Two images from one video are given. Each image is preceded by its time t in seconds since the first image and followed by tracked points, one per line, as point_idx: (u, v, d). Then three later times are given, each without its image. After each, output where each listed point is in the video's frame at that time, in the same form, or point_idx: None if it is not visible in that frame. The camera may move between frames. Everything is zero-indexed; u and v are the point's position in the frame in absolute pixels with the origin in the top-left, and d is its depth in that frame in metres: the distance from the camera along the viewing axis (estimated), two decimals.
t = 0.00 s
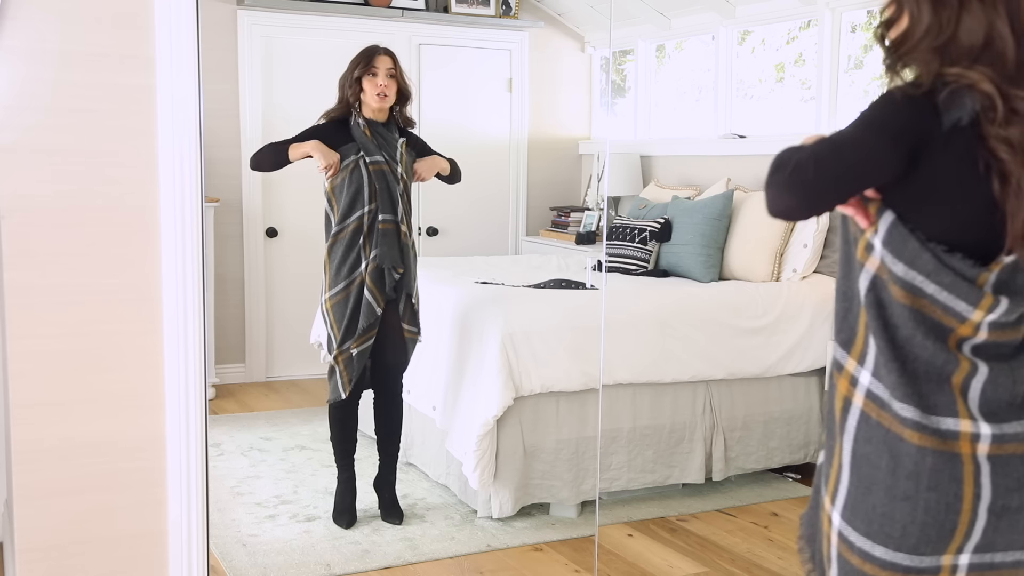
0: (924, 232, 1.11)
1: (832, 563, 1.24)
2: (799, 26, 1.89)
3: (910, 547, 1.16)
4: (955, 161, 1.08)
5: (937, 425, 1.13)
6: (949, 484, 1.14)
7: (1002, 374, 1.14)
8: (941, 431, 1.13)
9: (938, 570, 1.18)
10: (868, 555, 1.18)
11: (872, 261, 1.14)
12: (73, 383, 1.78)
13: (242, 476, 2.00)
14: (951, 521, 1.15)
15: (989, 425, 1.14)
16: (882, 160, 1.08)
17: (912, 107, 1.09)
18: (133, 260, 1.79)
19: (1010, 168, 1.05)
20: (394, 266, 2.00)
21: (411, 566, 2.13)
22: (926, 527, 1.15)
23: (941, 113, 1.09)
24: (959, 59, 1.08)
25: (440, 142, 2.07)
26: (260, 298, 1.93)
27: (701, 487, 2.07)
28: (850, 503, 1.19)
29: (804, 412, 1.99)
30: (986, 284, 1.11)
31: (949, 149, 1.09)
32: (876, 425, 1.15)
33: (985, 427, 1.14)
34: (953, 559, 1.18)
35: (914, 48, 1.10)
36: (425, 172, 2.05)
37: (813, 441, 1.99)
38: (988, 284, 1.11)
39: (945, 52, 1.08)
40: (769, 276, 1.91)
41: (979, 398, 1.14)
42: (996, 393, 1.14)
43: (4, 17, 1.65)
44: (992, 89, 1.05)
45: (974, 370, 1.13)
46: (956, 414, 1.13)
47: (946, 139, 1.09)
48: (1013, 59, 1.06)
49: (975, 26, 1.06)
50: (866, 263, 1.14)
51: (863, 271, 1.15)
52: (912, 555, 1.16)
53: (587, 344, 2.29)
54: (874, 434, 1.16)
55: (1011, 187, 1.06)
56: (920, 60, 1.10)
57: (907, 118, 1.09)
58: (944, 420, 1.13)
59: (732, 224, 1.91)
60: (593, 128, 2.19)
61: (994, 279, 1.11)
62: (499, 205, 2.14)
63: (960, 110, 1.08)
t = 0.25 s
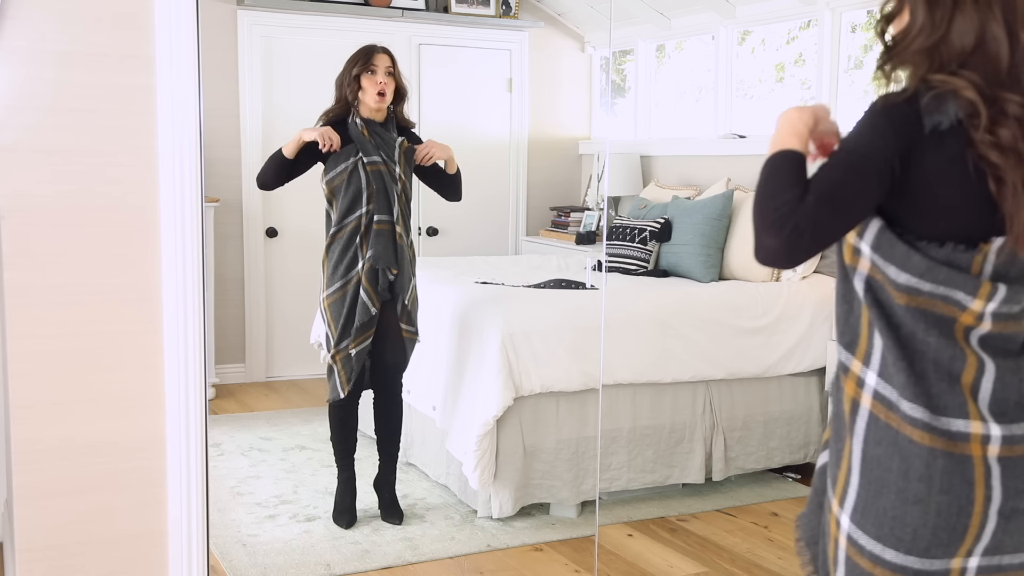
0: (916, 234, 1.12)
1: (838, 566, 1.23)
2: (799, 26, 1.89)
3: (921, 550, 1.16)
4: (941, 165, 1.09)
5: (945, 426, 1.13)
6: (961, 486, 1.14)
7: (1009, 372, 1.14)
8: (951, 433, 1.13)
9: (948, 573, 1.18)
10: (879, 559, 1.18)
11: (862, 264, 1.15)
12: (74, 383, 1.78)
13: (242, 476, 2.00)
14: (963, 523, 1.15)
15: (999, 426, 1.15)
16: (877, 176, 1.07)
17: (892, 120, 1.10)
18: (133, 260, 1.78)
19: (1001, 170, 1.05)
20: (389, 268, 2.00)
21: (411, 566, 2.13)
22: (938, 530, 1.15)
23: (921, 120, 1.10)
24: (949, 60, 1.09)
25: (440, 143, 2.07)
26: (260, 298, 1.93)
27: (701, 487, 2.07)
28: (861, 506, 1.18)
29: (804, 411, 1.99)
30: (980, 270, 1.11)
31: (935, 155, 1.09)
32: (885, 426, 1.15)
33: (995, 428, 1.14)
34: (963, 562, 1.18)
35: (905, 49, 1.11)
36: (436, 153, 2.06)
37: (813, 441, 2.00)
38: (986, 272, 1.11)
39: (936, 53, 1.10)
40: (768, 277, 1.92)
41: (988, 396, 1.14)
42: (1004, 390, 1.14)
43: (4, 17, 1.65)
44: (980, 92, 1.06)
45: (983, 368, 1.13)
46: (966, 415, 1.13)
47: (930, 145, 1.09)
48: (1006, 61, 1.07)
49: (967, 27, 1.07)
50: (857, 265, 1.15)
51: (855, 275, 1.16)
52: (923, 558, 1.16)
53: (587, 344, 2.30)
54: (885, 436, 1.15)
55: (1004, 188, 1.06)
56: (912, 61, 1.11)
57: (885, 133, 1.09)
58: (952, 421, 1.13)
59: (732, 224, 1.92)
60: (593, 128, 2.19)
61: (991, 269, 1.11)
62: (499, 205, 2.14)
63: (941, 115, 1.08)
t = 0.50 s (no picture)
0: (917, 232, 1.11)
1: (837, 565, 1.24)
2: (799, 26, 1.88)
3: (918, 551, 1.16)
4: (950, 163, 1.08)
5: (941, 426, 1.13)
6: (958, 486, 1.14)
7: (1007, 372, 1.14)
8: (947, 432, 1.13)
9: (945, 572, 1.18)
10: (876, 559, 1.18)
11: (862, 265, 1.15)
12: (74, 383, 1.78)
13: (242, 476, 2.00)
14: (960, 524, 1.16)
15: (997, 426, 1.14)
16: (892, 168, 1.07)
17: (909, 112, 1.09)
18: (133, 260, 1.79)
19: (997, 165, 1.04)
20: (392, 268, 2.00)
21: (411, 566, 2.13)
22: (936, 530, 1.15)
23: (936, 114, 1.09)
24: (944, 54, 1.09)
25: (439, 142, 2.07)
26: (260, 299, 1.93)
27: (701, 487, 2.07)
28: (858, 506, 1.19)
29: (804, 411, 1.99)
30: (980, 268, 1.10)
31: (945, 151, 1.08)
32: (882, 427, 1.15)
33: (992, 428, 1.14)
34: (960, 562, 1.18)
35: (899, 47, 1.11)
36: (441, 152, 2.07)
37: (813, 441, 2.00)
38: (986, 272, 1.10)
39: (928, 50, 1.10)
40: (769, 276, 1.90)
41: (986, 396, 1.14)
42: (1002, 391, 1.14)
43: (4, 17, 1.65)
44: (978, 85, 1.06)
45: (979, 368, 1.13)
46: (963, 416, 1.13)
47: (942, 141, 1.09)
48: (998, 53, 1.07)
49: (959, 21, 1.07)
50: (856, 267, 1.15)
51: (854, 276, 1.15)
52: (920, 558, 1.17)
53: (587, 344, 2.29)
54: (882, 437, 1.15)
55: (1002, 187, 1.04)
56: (906, 57, 1.11)
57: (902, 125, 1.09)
58: (949, 421, 1.13)
59: (732, 224, 1.91)
60: (593, 128, 2.19)
61: (993, 269, 1.11)
62: (498, 205, 2.15)
63: (954, 107, 1.08)
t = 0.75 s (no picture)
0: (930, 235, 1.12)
1: (839, 567, 1.24)
2: (799, 26, 1.87)
3: (922, 553, 1.17)
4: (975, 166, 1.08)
5: (946, 428, 1.13)
6: (963, 489, 1.14)
7: (1011, 374, 1.14)
8: (952, 434, 1.13)
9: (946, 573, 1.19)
10: (880, 561, 1.18)
11: (872, 264, 1.15)
12: (74, 383, 1.78)
13: (242, 476, 2.00)
14: (964, 526, 1.16)
15: (1000, 428, 1.14)
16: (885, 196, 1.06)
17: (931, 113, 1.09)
18: (133, 260, 1.79)
19: None
20: (387, 266, 2.00)
21: (411, 566, 2.13)
22: (941, 532, 1.15)
23: (956, 113, 1.09)
24: (952, 46, 1.09)
25: (439, 142, 2.07)
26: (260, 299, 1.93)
27: (701, 487, 2.07)
28: (862, 507, 1.19)
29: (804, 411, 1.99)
30: (989, 269, 1.11)
31: (965, 152, 1.08)
32: (888, 429, 1.15)
33: (996, 431, 1.14)
34: (960, 563, 1.19)
35: (907, 47, 1.11)
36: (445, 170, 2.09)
37: (813, 441, 2.00)
38: (995, 273, 1.11)
39: (937, 43, 1.09)
40: (768, 277, 1.91)
41: (991, 398, 1.14)
42: (1007, 394, 1.14)
43: (4, 17, 1.65)
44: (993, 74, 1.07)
45: (985, 370, 1.13)
46: (968, 417, 1.13)
47: (965, 144, 1.08)
48: (1008, 39, 1.07)
49: (965, 12, 1.07)
50: (867, 266, 1.15)
51: (864, 275, 1.15)
52: (923, 560, 1.17)
53: (587, 344, 2.29)
54: (887, 439, 1.15)
55: None
56: (915, 54, 1.10)
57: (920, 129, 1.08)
58: (954, 423, 1.13)
59: (732, 224, 1.91)
60: (593, 128, 2.19)
61: (1002, 270, 1.11)
62: (498, 205, 2.15)
63: (977, 106, 1.08)
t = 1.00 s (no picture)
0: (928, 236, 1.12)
1: (838, 565, 1.24)
2: (799, 26, 1.88)
3: (917, 552, 1.16)
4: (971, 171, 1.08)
5: (944, 429, 1.13)
6: (958, 489, 1.14)
7: (1012, 375, 1.13)
8: (949, 435, 1.13)
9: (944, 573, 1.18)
10: (876, 559, 1.19)
11: (869, 265, 1.15)
12: (74, 383, 1.78)
13: (242, 476, 2.00)
14: (960, 526, 1.15)
15: (999, 430, 1.14)
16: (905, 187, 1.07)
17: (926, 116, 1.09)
18: (133, 260, 1.78)
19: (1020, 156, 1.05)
20: (392, 266, 2.00)
21: (411, 566, 2.13)
22: (936, 532, 1.15)
23: (952, 116, 1.08)
24: (949, 48, 1.08)
25: (439, 142, 2.07)
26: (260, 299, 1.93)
27: (701, 487, 2.08)
28: (858, 506, 1.19)
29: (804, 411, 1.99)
30: (990, 272, 1.10)
31: (965, 155, 1.08)
32: (885, 428, 1.15)
33: (995, 432, 1.14)
34: (959, 563, 1.18)
35: (903, 46, 1.11)
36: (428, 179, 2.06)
37: (813, 441, 2.00)
38: (996, 276, 1.10)
39: (934, 44, 1.09)
40: (769, 277, 1.91)
41: (990, 399, 1.13)
42: (1008, 395, 1.13)
43: (4, 17, 1.65)
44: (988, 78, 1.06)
45: (984, 372, 1.13)
46: (965, 418, 1.13)
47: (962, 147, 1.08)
48: (1006, 44, 1.06)
49: (963, 15, 1.07)
50: (865, 266, 1.15)
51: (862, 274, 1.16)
52: (919, 560, 1.17)
53: (587, 343, 2.30)
54: (884, 438, 1.16)
55: None
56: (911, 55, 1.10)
57: (920, 131, 1.08)
58: (951, 424, 1.13)
59: (732, 224, 1.92)
60: (593, 128, 2.19)
61: (1004, 273, 1.09)
62: (498, 204, 2.14)
63: (971, 108, 1.07)
